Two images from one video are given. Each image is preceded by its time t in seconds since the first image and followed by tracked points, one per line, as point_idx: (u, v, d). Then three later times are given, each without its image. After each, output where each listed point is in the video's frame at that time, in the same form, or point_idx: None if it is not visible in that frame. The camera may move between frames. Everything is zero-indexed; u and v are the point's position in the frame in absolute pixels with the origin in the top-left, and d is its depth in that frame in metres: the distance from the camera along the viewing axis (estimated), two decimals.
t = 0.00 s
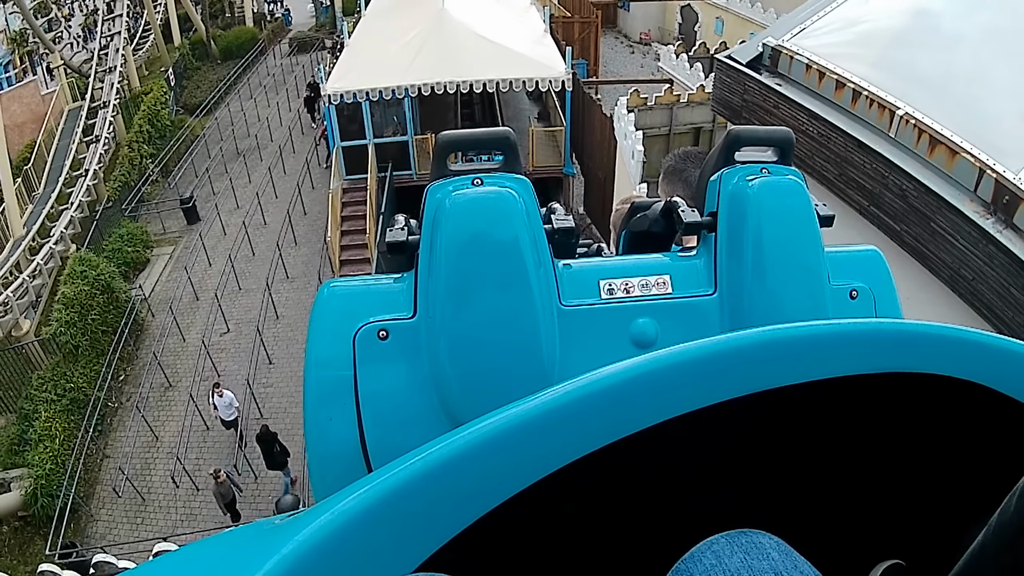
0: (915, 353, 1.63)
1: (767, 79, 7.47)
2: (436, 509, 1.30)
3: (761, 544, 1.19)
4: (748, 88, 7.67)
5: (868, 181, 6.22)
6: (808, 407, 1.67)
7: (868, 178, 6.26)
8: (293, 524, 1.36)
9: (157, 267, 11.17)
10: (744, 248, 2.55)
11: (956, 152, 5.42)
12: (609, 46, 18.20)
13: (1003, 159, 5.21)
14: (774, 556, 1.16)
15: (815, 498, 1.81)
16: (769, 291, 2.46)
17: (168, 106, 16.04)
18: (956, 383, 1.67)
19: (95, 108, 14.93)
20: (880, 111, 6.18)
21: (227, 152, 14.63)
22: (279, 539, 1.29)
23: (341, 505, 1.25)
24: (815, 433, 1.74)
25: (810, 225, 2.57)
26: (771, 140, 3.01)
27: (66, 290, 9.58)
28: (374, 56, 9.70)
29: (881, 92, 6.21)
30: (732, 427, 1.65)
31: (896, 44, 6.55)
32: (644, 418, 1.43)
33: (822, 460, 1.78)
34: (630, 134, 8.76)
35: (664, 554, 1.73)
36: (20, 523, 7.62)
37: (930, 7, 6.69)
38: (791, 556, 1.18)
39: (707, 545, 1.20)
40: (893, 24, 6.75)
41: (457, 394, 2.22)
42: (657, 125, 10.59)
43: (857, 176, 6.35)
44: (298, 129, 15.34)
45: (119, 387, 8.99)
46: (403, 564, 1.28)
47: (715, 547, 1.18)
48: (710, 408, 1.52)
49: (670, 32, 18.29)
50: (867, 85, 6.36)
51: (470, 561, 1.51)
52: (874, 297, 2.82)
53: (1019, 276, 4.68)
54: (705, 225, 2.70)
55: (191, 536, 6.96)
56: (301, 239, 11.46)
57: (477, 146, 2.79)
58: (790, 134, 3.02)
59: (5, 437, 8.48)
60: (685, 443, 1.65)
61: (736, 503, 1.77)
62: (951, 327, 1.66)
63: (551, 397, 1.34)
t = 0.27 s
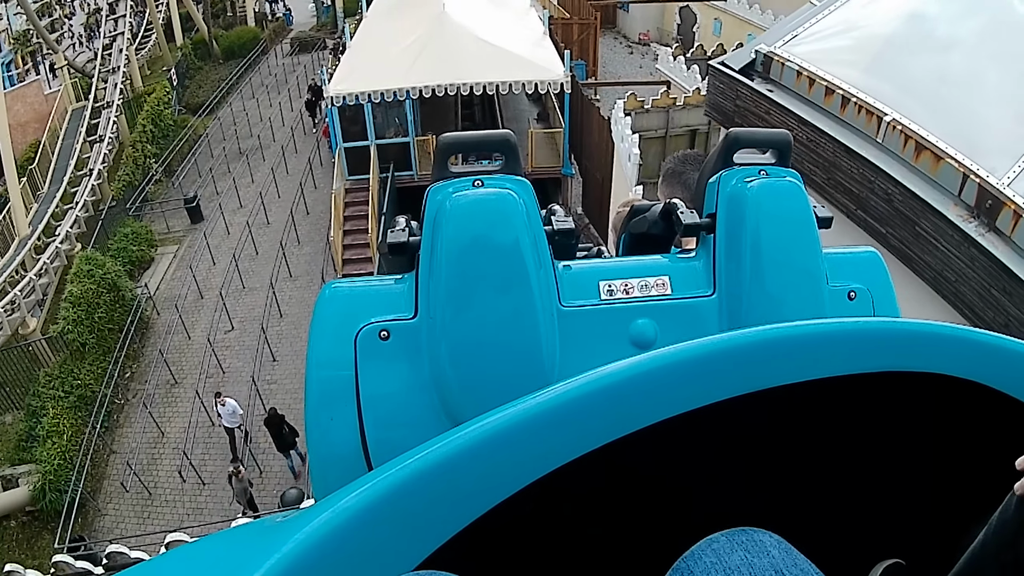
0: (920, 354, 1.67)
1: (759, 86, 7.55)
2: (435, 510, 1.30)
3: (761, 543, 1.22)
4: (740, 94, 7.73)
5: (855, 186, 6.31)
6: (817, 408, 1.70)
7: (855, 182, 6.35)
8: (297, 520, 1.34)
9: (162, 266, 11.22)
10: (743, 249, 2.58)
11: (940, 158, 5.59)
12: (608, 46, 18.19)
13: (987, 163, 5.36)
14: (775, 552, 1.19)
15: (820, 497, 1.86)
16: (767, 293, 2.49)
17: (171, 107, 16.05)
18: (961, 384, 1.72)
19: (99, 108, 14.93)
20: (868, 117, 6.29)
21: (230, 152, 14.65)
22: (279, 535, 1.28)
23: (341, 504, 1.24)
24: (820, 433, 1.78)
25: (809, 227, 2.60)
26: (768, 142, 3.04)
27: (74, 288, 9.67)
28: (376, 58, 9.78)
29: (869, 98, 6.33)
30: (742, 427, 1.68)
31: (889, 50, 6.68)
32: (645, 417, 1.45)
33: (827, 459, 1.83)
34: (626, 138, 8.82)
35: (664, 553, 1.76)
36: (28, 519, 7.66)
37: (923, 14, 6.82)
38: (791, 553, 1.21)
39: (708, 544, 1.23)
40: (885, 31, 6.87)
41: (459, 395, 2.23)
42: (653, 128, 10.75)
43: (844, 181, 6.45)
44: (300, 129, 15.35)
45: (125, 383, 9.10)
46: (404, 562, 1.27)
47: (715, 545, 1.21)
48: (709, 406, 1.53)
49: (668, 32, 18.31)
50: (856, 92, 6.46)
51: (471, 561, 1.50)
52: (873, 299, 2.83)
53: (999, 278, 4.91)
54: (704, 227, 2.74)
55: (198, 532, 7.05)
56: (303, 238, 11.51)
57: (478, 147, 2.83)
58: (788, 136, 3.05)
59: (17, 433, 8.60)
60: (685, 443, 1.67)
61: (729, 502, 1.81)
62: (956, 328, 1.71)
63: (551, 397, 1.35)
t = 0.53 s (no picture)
0: (924, 357, 1.70)
1: (750, 93, 7.60)
2: (435, 509, 1.32)
3: (762, 543, 1.26)
4: (732, 101, 7.75)
5: (843, 193, 6.34)
6: (818, 409, 1.74)
7: (842, 189, 6.39)
8: (297, 519, 1.38)
9: (166, 266, 11.38)
10: (741, 253, 2.61)
11: (926, 164, 5.67)
12: (607, 48, 18.19)
13: (972, 171, 5.44)
14: (774, 552, 1.24)
15: (818, 495, 1.90)
16: (765, 298, 2.53)
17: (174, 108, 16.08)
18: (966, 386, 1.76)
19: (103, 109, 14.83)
20: (856, 125, 6.36)
21: (233, 153, 14.71)
22: (281, 534, 1.30)
23: (341, 503, 1.26)
24: (820, 432, 1.82)
25: (806, 231, 2.64)
26: (767, 147, 3.07)
27: (81, 288, 9.88)
28: (378, 62, 9.88)
29: (858, 107, 6.40)
30: (743, 428, 1.73)
31: (882, 57, 6.71)
32: (646, 417, 1.47)
33: (827, 458, 1.87)
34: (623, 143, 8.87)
35: (665, 551, 1.80)
36: (35, 514, 7.79)
37: (915, 20, 6.87)
38: (790, 553, 1.25)
39: (709, 543, 1.27)
40: (878, 37, 6.91)
41: (461, 397, 2.27)
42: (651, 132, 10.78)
43: (833, 187, 6.48)
44: (302, 130, 15.41)
45: (131, 381, 9.26)
46: (404, 562, 1.30)
47: (716, 545, 1.25)
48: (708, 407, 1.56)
49: (667, 34, 18.33)
50: (846, 100, 6.53)
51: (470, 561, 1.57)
52: (870, 301, 2.87)
53: (981, 282, 4.95)
54: (702, 231, 2.77)
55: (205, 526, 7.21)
56: (306, 239, 11.62)
57: (477, 153, 2.85)
58: (787, 140, 3.07)
59: (24, 430, 8.73)
60: (685, 442, 1.71)
61: (725, 501, 1.85)
62: (958, 330, 1.74)
63: (551, 397, 1.37)
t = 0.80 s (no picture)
0: (921, 359, 1.73)
1: (743, 101, 7.66)
2: (434, 510, 1.35)
3: (762, 544, 1.23)
4: (725, 108, 7.80)
5: (831, 200, 6.43)
6: (817, 411, 1.77)
7: (830, 196, 6.48)
8: (297, 520, 1.41)
9: (170, 266, 11.58)
10: (738, 257, 2.65)
11: (912, 171, 5.75)
12: (605, 51, 18.22)
13: (956, 176, 5.53)
14: (775, 555, 1.20)
15: (815, 495, 1.94)
16: (763, 301, 2.57)
17: (177, 110, 16.14)
18: (966, 387, 1.80)
19: (106, 111, 14.71)
20: (844, 132, 6.45)
21: (235, 155, 14.79)
22: (283, 533, 1.34)
23: (341, 504, 1.30)
24: (819, 434, 1.85)
25: (802, 234, 2.69)
26: (764, 151, 3.12)
27: (87, 289, 9.99)
28: (379, 67, 9.99)
29: (847, 115, 6.49)
30: (744, 429, 1.75)
31: (875, 62, 6.81)
32: (646, 414, 1.50)
33: (825, 459, 1.90)
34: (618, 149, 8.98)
35: (664, 552, 1.83)
36: (42, 511, 8.03)
37: (910, 26, 6.95)
38: (791, 555, 1.22)
39: (708, 544, 1.23)
40: (871, 45, 7.01)
41: (462, 399, 2.30)
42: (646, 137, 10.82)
43: (822, 194, 6.57)
44: (304, 132, 15.50)
45: (137, 381, 9.47)
46: (402, 563, 1.33)
47: (715, 546, 1.22)
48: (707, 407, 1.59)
49: (665, 37, 18.39)
50: (834, 109, 6.63)
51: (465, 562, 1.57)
52: (868, 305, 2.91)
53: (963, 286, 5.04)
54: (700, 234, 2.79)
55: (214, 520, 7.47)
56: (308, 241, 11.80)
57: (477, 156, 2.90)
58: (783, 145, 3.13)
59: (31, 428, 8.96)
60: (687, 443, 1.72)
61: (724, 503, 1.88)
62: (957, 331, 1.77)
63: (552, 397, 1.40)
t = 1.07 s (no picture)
0: (917, 359, 1.77)
1: (735, 108, 7.73)
2: (434, 510, 1.38)
3: (760, 545, 1.25)
4: (718, 115, 7.84)
5: (819, 205, 6.53)
6: (816, 413, 1.79)
7: (818, 201, 6.59)
8: (293, 523, 1.43)
9: (174, 266, 11.67)
10: (735, 259, 2.69)
11: (897, 177, 5.85)
12: (603, 53, 18.28)
13: (940, 183, 5.62)
14: (774, 556, 1.22)
15: (817, 496, 1.93)
16: (760, 303, 2.59)
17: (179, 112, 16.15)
18: (963, 387, 1.84)
19: (109, 113, 14.67)
20: (833, 139, 6.55)
21: (237, 156, 14.86)
22: (283, 534, 1.38)
23: (340, 504, 1.33)
24: (819, 437, 1.86)
25: (799, 237, 2.71)
26: (762, 154, 3.16)
27: (93, 289, 10.19)
28: (380, 71, 10.06)
29: (835, 122, 6.60)
30: (744, 430, 1.77)
31: (871, 67, 6.88)
32: (646, 414, 1.53)
33: (826, 461, 1.91)
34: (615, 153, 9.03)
35: (664, 553, 1.81)
36: (48, 508, 8.18)
37: (903, 33, 7.02)
38: (789, 556, 1.24)
39: (707, 545, 1.25)
40: (864, 52, 7.09)
41: (461, 399, 2.32)
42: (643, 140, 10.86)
43: (809, 199, 6.68)
44: (305, 133, 15.52)
45: (142, 379, 9.58)
46: (401, 564, 1.36)
47: (714, 547, 1.23)
48: (705, 409, 1.61)
49: (664, 40, 18.45)
50: (823, 116, 6.72)
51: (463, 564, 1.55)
52: (865, 307, 2.94)
53: (946, 288, 5.19)
54: (697, 237, 2.87)
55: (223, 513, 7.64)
56: (310, 242, 11.89)
57: (477, 159, 2.94)
58: (781, 148, 3.16)
59: (37, 425, 9.23)
60: (688, 445, 1.73)
61: (725, 505, 1.88)
62: (953, 331, 1.82)
63: (551, 397, 1.43)
